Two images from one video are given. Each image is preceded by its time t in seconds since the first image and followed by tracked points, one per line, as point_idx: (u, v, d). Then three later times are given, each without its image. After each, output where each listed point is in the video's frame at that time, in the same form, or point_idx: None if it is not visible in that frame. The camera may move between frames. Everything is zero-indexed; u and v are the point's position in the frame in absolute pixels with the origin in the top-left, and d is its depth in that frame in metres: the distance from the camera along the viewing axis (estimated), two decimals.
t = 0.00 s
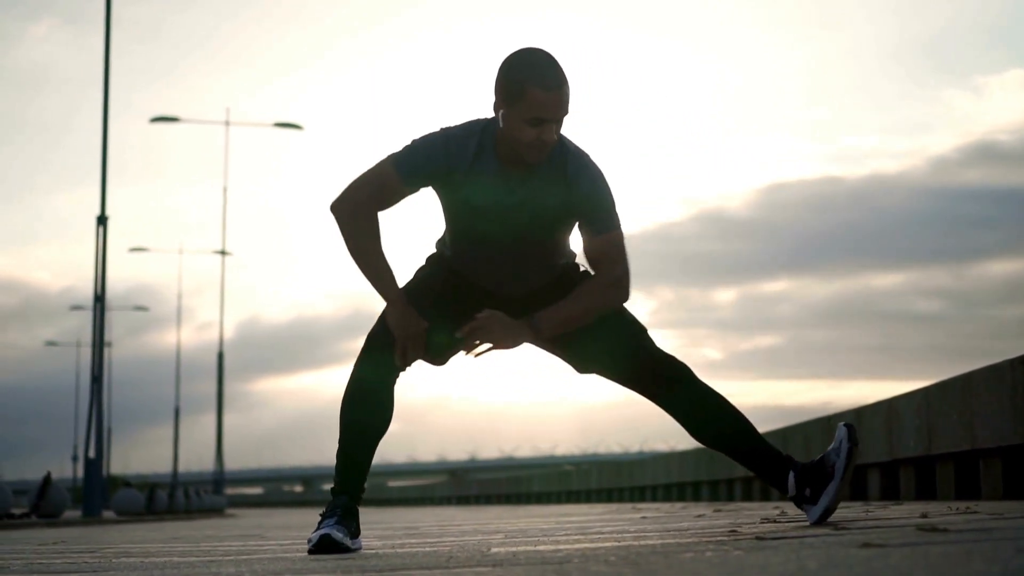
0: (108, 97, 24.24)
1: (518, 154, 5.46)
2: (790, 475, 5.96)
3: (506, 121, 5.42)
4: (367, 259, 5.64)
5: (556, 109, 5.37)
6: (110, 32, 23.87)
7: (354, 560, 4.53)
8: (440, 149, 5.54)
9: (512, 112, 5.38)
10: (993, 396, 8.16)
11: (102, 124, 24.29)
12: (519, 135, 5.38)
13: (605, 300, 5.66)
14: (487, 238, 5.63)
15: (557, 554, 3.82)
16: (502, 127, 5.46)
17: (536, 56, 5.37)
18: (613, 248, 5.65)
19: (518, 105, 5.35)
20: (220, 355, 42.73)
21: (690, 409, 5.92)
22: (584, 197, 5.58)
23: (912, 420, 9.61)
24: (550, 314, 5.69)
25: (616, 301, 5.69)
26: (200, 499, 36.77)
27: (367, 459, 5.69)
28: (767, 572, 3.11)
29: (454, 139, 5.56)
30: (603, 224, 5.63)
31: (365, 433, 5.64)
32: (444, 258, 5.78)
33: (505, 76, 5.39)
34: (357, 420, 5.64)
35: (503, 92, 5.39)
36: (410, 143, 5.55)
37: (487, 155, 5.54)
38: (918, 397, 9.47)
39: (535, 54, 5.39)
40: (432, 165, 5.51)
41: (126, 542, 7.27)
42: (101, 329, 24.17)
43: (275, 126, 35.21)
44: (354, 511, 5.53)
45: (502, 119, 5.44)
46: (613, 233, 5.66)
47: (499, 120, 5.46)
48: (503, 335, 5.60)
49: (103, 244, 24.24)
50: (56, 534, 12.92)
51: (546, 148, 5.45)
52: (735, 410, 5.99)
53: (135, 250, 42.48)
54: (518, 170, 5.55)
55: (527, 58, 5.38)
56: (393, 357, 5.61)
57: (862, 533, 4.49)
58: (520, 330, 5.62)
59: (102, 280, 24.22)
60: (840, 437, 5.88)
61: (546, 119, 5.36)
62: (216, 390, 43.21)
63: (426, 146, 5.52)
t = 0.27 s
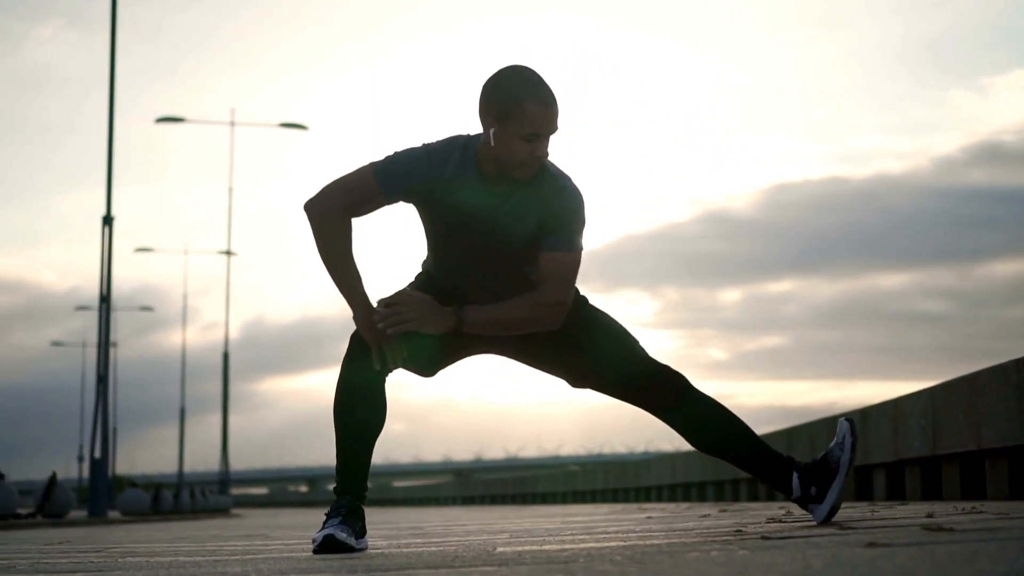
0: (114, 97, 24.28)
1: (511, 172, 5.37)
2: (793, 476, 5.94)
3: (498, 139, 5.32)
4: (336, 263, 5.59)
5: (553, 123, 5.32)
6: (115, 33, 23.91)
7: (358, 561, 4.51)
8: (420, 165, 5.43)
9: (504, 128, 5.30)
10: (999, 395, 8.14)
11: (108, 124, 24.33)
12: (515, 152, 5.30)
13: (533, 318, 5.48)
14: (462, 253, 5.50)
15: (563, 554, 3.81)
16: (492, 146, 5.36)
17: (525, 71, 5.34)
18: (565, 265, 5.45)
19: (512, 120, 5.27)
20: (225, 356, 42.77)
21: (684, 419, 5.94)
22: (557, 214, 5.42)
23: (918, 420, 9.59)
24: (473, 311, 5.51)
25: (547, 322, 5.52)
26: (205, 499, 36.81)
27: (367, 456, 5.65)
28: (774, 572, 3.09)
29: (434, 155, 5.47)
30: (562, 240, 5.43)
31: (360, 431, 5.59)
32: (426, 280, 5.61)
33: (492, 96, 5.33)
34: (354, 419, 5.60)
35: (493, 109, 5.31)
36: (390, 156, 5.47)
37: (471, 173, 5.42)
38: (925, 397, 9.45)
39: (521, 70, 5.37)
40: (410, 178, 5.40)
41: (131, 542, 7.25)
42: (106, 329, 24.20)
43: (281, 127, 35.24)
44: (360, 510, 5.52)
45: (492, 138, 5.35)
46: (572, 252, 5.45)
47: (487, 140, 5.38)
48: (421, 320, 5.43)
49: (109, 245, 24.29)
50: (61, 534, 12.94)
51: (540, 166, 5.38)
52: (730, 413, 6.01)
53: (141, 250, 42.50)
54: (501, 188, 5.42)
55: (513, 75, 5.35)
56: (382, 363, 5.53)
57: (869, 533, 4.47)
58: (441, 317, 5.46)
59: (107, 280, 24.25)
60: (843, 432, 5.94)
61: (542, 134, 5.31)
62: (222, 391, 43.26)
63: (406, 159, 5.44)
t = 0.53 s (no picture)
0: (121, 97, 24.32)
1: (508, 196, 5.37)
2: (796, 478, 5.96)
3: (496, 163, 5.32)
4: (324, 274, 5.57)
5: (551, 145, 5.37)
6: (122, 32, 23.94)
7: (361, 560, 4.49)
8: (408, 187, 5.44)
9: (504, 151, 5.31)
10: (1006, 396, 8.13)
11: (115, 124, 24.37)
12: (516, 173, 5.31)
13: (496, 334, 5.46)
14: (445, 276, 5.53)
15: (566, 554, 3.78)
16: (489, 170, 5.34)
17: (519, 95, 5.39)
18: (538, 285, 5.44)
19: (513, 142, 5.30)
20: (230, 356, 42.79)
21: (687, 430, 5.91)
22: (542, 236, 5.46)
23: (924, 420, 9.58)
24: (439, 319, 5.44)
25: (509, 340, 5.50)
26: (210, 499, 36.82)
27: (372, 452, 5.59)
28: (780, 572, 3.07)
29: (424, 178, 5.47)
30: (541, 261, 5.45)
31: (367, 428, 5.54)
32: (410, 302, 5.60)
33: (489, 120, 5.34)
34: (359, 415, 5.55)
35: (492, 132, 5.32)
36: (381, 178, 5.47)
37: (461, 198, 5.45)
38: (931, 398, 9.44)
39: (513, 94, 5.40)
40: (399, 200, 5.42)
41: (133, 542, 7.21)
42: (113, 329, 24.23)
43: (287, 127, 35.27)
44: (365, 510, 5.53)
45: (489, 163, 5.34)
46: (551, 274, 5.46)
47: (482, 165, 5.36)
48: (389, 325, 5.34)
49: (116, 245, 24.33)
50: (66, 532, 12.95)
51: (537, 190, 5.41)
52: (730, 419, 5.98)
53: (146, 250, 42.50)
54: (493, 213, 5.46)
55: (507, 99, 5.37)
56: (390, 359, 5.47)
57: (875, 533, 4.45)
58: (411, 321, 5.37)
59: (114, 280, 24.28)
60: (843, 433, 5.93)
61: (541, 156, 5.35)
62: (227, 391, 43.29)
63: (397, 181, 5.44)
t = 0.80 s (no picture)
0: (127, 97, 24.35)
1: (508, 224, 5.33)
2: (797, 480, 5.95)
3: (496, 192, 5.29)
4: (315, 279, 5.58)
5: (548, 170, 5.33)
6: (127, 33, 23.97)
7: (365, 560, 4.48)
8: (403, 210, 5.45)
9: (502, 180, 5.28)
10: (1012, 395, 8.11)
11: (120, 124, 24.40)
12: (516, 202, 5.28)
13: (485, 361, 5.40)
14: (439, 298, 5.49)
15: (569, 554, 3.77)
16: (489, 200, 5.31)
17: (515, 122, 5.35)
18: (529, 312, 5.35)
19: (511, 170, 5.27)
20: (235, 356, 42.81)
21: (690, 445, 5.89)
22: (536, 262, 5.36)
23: (930, 420, 9.56)
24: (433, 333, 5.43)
25: (510, 366, 5.42)
26: (215, 499, 36.83)
27: (372, 451, 5.60)
28: (784, 572, 3.05)
29: (421, 202, 5.47)
30: (535, 286, 5.35)
31: (368, 426, 5.54)
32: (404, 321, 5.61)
33: (485, 149, 5.32)
34: (359, 419, 5.54)
35: (489, 162, 5.30)
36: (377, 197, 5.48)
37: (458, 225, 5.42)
38: (937, 397, 9.43)
39: (510, 121, 5.36)
40: (394, 224, 5.43)
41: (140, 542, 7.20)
42: (118, 328, 24.25)
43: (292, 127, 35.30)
44: (370, 510, 5.53)
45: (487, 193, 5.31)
46: (544, 299, 5.36)
47: (481, 194, 5.33)
48: (381, 343, 5.42)
49: (121, 246, 24.35)
50: (70, 532, 12.94)
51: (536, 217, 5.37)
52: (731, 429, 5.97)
53: (151, 251, 42.66)
54: (490, 241, 5.41)
55: (503, 126, 5.33)
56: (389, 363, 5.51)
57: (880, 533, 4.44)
58: (406, 333, 5.42)
59: (119, 281, 24.30)
60: (842, 431, 5.93)
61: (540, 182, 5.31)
62: (232, 391, 43.30)
63: (393, 202, 5.46)
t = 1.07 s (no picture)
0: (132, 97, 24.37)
1: (511, 241, 5.35)
2: (796, 481, 5.94)
3: (498, 209, 5.30)
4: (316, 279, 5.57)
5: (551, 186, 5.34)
6: (133, 33, 23.99)
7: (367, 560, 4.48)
8: (404, 219, 5.44)
9: (505, 197, 5.29)
10: (1017, 395, 8.10)
11: (125, 124, 24.42)
12: (518, 219, 5.29)
13: (483, 373, 5.42)
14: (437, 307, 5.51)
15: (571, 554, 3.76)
16: (491, 216, 5.33)
17: (518, 138, 5.34)
18: (525, 325, 5.36)
19: (514, 188, 5.28)
20: (240, 356, 42.83)
21: (688, 453, 5.89)
22: (536, 277, 5.38)
23: (935, 421, 9.55)
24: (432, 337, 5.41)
25: (504, 379, 5.45)
26: (221, 499, 36.84)
27: (373, 450, 5.59)
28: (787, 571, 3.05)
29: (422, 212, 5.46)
30: (533, 301, 5.37)
31: (367, 426, 5.53)
32: (400, 325, 5.63)
33: (488, 165, 5.32)
34: (357, 420, 5.53)
35: (492, 178, 5.30)
36: (378, 205, 5.47)
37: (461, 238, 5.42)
38: (942, 397, 9.41)
39: (513, 136, 5.36)
40: (395, 234, 5.42)
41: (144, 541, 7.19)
42: (123, 328, 24.27)
43: (297, 127, 35.31)
44: (373, 510, 5.55)
45: (490, 209, 5.32)
46: (540, 313, 5.37)
47: (483, 210, 5.34)
48: (380, 343, 5.38)
49: (127, 246, 24.37)
50: (75, 532, 12.94)
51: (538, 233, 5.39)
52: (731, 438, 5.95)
53: (157, 252, 42.70)
54: (492, 255, 5.43)
55: (506, 142, 5.34)
56: (387, 361, 5.48)
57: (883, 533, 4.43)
58: (403, 333, 5.39)
59: (124, 281, 24.31)
60: (838, 429, 5.94)
61: (542, 199, 5.32)
62: (237, 392, 43.33)
63: (394, 212, 5.44)
